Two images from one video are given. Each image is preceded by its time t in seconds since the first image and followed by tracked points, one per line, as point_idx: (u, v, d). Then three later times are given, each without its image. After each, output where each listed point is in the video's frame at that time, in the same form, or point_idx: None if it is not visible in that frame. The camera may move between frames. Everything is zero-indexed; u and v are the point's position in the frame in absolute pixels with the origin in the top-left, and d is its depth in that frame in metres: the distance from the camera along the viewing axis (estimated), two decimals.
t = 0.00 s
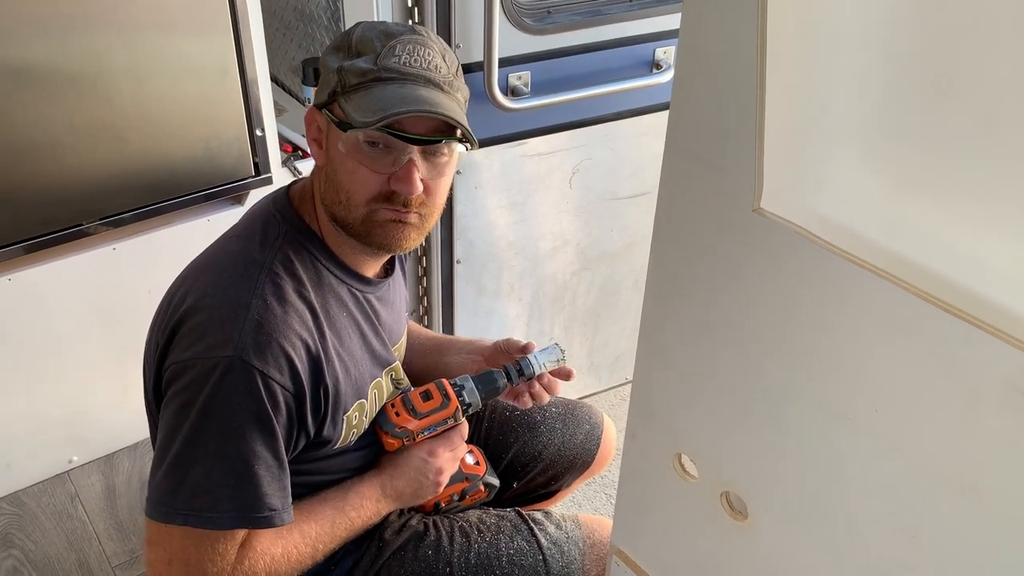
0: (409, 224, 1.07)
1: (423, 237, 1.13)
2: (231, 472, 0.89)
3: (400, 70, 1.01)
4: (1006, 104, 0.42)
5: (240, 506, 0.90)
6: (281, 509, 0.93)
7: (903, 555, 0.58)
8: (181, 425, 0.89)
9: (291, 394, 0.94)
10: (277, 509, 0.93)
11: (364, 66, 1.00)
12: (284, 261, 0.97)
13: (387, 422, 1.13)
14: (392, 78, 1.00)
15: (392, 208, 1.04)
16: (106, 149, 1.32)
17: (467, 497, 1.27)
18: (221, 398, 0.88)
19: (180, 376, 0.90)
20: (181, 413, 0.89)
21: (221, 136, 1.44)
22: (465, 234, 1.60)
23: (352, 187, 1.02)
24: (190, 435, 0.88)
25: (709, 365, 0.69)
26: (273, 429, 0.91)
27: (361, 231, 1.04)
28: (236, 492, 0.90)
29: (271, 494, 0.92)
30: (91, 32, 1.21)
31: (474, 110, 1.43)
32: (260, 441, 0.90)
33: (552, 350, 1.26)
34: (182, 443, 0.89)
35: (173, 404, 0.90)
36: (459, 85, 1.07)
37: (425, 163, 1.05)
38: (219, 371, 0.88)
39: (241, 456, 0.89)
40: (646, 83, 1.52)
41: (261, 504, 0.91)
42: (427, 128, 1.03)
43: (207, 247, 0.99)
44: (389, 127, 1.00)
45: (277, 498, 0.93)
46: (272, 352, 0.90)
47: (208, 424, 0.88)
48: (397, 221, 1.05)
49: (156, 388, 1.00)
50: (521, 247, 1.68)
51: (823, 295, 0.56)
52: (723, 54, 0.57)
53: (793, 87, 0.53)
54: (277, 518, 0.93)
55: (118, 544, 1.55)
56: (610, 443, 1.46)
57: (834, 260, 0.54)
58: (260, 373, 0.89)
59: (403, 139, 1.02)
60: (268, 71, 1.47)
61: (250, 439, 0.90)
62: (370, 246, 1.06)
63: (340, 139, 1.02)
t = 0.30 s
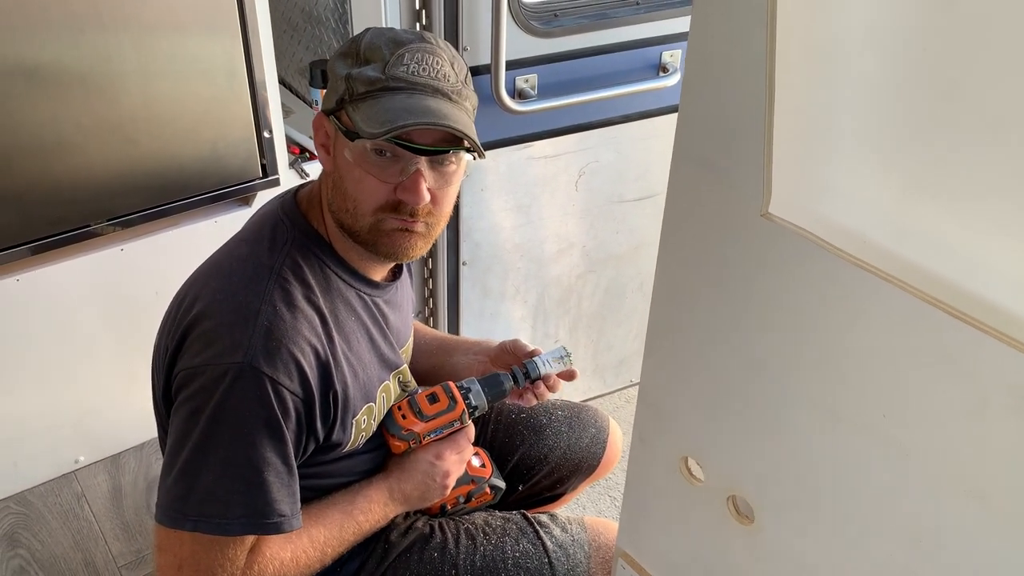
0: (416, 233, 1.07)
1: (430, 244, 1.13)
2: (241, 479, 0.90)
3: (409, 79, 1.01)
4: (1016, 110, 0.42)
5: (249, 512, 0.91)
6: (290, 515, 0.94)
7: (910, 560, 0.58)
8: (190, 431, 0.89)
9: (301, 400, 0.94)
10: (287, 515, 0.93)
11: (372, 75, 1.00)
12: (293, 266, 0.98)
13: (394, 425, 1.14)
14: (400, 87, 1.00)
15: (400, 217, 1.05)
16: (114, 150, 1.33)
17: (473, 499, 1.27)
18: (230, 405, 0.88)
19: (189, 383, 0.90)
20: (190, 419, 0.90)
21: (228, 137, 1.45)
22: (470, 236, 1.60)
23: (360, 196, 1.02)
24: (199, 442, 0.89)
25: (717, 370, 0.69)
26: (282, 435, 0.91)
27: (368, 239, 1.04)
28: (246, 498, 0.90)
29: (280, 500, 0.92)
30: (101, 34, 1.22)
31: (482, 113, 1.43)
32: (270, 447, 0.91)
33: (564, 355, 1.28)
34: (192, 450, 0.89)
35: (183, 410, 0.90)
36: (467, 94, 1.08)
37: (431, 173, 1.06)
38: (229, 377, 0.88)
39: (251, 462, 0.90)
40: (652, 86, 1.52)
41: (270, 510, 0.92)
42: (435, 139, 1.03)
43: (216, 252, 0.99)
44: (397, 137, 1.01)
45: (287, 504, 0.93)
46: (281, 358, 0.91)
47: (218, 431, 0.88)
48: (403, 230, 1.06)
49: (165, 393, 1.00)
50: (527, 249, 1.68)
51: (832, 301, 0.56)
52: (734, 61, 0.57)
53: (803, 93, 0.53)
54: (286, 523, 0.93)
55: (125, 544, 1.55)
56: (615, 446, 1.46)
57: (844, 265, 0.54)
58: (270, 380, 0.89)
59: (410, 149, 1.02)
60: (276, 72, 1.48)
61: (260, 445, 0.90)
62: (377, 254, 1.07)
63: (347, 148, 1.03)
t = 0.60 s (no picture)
0: (419, 233, 1.07)
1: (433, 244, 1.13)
2: (243, 477, 0.89)
3: (413, 78, 1.01)
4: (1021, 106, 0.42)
5: (251, 511, 0.90)
6: (292, 514, 0.93)
7: (912, 560, 0.58)
8: (192, 430, 0.89)
9: (303, 399, 0.94)
10: (289, 514, 0.93)
11: (376, 73, 1.00)
12: (296, 265, 0.97)
13: (397, 426, 1.13)
14: (404, 86, 1.00)
15: (403, 216, 1.05)
16: (115, 149, 1.32)
17: (475, 499, 1.26)
18: (232, 403, 0.88)
19: (191, 381, 0.90)
20: (192, 417, 0.89)
21: (229, 135, 1.44)
22: (472, 235, 1.60)
23: (363, 196, 1.02)
24: (201, 440, 0.88)
25: (720, 369, 0.69)
26: (285, 434, 0.91)
27: (371, 238, 1.04)
28: (248, 497, 0.90)
29: (283, 499, 0.92)
30: (102, 32, 1.22)
31: (484, 112, 1.43)
32: (272, 445, 0.90)
33: (568, 353, 1.28)
34: (193, 449, 0.89)
35: (185, 409, 0.90)
36: (471, 92, 1.07)
37: (436, 172, 1.05)
38: (231, 376, 0.88)
39: (253, 461, 0.89)
40: (655, 86, 1.52)
41: (273, 509, 0.91)
42: (438, 138, 1.03)
43: (218, 250, 0.99)
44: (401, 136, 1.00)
45: (289, 503, 0.93)
46: (284, 356, 0.90)
47: (220, 430, 0.88)
48: (407, 229, 1.06)
49: (167, 392, 1.00)
50: (528, 249, 1.68)
51: (834, 299, 0.56)
52: (737, 59, 0.57)
53: (808, 90, 0.53)
54: (288, 522, 0.93)
55: (125, 543, 1.55)
56: (617, 446, 1.46)
57: (847, 264, 0.54)
58: (273, 378, 0.89)
59: (414, 147, 1.02)
60: (277, 71, 1.47)
61: (262, 443, 0.90)
62: (379, 253, 1.07)
63: (351, 146, 1.02)
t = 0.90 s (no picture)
0: (419, 232, 1.07)
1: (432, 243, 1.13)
2: (245, 476, 0.89)
3: (410, 77, 1.01)
4: (1018, 107, 0.42)
5: (254, 510, 0.90)
6: (295, 512, 0.93)
7: (908, 558, 0.59)
8: (195, 429, 0.89)
9: (305, 398, 0.94)
10: (292, 513, 0.93)
11: (373, 73, 1.00)
12: (297, 264, 0.97)
13: (399, 425, 1.14)
14: (401, 85, 1.00)
15: (402, 216, 1.05)
16: (113, 149, 1.32)
17: (474, 500, 1.26)
18: (234, 403, 0.88)
19: (193, 381, 0.90)
20: (194, 417, 0.89)
21: (226, 136, 1.44)
22: (469, 236, 1.60)
23: (362, 196, 1.02)
24: (203, 440, 0.88)
25: (717, 369, 0.69)
26: (287, 433, 0.91)
27: (371, 238, 1.04)
28: (251, 496, 0.90)
29: (285, 497, 0.92)
30: (101, 33, 1.22)
31: (482, 113, 1.43)
32: (274, 444, 0.91)
33: (568, 354, 1.30)
34: (196, 448, 0.89)
35: (187, 409, 0.90)
36: (468, 91, 1.08)
37: (434, 171, 1.06)
38: (233, 375, 0.88)
39: (255, 459, 0.89)
40: (652, 87, 1.52)
41: (275, 508, 0.92)
42: (436, 137, 1.03)
43: (219, 250, 0.99)
44: (398, 135, 1.01)
45: (292, 501, 0.93)
46: (286, 355, 0.91)
47: (222, 429, 0.88)
48: (407, 228, 1.06)
49: (168, 392, 1.00)
50: (526, 250, 1.68)
51: (831, 299, 0.56)
52: (735, 60, 0.57)
53: (806, 91, 0.53)
54: (291, 521, 0.93)
55: (123, 544, 1.55)
56: (615, 446, 1.46)
57: (845, 264, 0.54)
58: (275, 377, 0.89)
59: (412, 147, 1.02)
60: (275, 72, 1.47)
61: (264, 442, 0.90)
62: (379, 253, 1.07)
63: (349, 146, 1.03)
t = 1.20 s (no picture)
0: (415, 235, 1.08)
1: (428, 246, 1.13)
2: (243, 478, 0.90)
3: (406, 80, 1.01)
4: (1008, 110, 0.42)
5: (251, 512, 0.90)
6: (292, 514, 0.94)
7: (901, 558, 0.59)
8: (192, 432, 0.89)
9: (302, 400, 0.94)
10: (289, 515, 0.93)
11: (369, 76, 1.00)
12: (294, 267, 0.98)
13: (395, 427, 1.13)
14: (397, 88, 1.00)
15: (398, 220, 1.05)
16: (110, 153, 1.32)
17: (470, 502, 1.27)
18: (231, 405, 0.88)
19: (190, 384, 0.90)
20: (192, 419, 0.89)
21: (222, 139, 1.44)
22: (466, 239, 1.60)
23: (359, 199, 1.03)
24: (201, 442, 0.88)
25: (711, 371, 0.70)
26: (284, 435, 0.92)
27: (367, 241, 1.05)
28: (248, 498, 0.90)
29: (282, 499, 0.92)
30: (97, 37, 1.22)
31: (477, 115, 1.43)
32: (272, 446, 0.91)
33: (566, 358, 1.29)
34: (193, 450, 0.89)
35: (184, 411, 0.90)
36: (463, 93, 1.08)
37: (430, 174, 1.06)
38: (230, 377, 0.88)
39: (253, 461, 0.90)
40: (647, 89, 1.53)
41: (273, 510, 0.92)
42: (432, 139, 1.03)
43: (215, 253, 0.99)
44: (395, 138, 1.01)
45: (289, 503, 0.93)
46: (283, 358, 0.91)
47: (219, 431, 0.88)
48: (402, 231, 1.06)
49: (165, 394, 1.00)
50: (522, 252, 1.69)
51: (823, 300, 0.57)
52: (725, 63, 0.57)
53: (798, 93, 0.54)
54: (288, 523, 0.93)
55: (120, 548, 1.55)
56: (612, 447, 1.46)
57: (835, 266, 0.55)
58: (272, 379, 0.89)
59: (409, 149, 1.02)
60: (271, 75, 1.48)
61: (262, 444, 0.90)
62: (375, 257, 1.07)
63: (345, 149, 1.03)
